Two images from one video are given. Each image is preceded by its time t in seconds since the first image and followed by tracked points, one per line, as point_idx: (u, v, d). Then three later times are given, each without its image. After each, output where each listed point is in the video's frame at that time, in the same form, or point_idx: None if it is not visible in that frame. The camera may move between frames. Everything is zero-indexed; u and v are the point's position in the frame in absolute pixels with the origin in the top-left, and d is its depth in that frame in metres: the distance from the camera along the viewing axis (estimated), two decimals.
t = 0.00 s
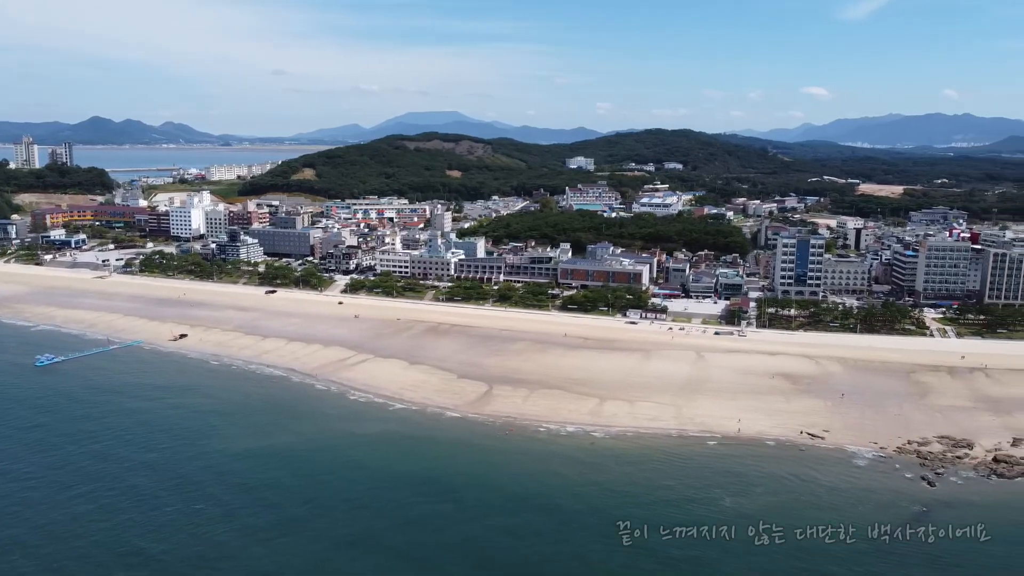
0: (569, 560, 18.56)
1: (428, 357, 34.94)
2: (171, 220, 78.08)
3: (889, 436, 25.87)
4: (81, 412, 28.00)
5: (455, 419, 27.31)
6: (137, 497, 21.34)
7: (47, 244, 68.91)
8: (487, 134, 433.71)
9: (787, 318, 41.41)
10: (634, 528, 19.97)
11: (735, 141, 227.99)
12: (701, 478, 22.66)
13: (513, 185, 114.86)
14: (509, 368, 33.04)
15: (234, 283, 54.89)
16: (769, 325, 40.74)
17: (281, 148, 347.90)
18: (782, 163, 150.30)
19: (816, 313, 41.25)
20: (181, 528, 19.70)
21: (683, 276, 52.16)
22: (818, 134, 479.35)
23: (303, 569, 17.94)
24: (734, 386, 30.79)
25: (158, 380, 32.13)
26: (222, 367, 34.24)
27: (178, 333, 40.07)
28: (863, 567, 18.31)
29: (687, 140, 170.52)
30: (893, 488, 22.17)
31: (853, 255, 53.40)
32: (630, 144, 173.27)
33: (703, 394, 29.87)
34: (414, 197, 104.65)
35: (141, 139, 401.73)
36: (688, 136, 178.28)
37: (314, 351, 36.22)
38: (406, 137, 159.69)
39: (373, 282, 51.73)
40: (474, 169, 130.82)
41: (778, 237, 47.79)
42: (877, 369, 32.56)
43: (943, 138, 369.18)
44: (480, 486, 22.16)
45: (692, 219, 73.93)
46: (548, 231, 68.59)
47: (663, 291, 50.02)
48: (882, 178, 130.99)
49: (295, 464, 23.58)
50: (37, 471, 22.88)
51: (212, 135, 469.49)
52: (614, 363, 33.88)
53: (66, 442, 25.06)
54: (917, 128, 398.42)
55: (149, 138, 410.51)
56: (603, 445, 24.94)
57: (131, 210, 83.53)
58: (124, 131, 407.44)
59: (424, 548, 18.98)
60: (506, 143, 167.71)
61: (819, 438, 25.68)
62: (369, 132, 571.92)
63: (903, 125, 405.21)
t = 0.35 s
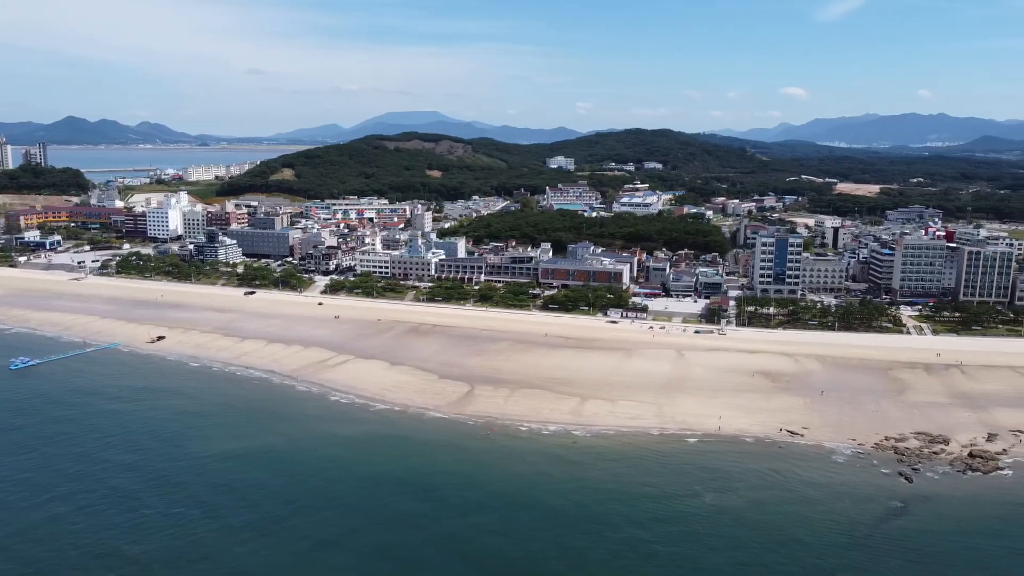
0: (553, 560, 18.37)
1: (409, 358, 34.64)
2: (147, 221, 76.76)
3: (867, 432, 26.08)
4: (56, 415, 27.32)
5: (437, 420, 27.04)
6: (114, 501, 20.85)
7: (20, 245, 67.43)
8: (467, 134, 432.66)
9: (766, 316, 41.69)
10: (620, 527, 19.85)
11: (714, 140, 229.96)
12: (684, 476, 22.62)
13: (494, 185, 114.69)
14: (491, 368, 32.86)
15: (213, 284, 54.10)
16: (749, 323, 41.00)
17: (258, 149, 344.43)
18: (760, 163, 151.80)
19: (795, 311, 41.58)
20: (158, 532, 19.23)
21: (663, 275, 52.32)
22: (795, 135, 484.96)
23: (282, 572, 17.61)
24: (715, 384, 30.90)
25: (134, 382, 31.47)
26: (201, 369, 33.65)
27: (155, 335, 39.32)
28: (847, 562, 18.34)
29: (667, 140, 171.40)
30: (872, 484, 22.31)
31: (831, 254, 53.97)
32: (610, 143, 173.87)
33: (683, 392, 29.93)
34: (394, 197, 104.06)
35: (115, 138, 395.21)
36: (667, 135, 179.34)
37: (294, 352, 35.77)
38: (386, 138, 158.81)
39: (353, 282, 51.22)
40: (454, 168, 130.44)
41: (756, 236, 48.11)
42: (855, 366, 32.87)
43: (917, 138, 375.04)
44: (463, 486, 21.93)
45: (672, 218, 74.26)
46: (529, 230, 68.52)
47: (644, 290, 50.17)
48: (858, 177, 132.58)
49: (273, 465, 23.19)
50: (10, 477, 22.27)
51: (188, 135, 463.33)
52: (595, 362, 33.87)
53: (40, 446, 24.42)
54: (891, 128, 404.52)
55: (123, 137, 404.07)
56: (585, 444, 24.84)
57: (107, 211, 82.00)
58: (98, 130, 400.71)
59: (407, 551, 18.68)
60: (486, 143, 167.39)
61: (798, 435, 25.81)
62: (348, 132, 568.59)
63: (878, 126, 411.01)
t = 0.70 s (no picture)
0: (537, 560, 18.24)
1: (390, 358, 34.34)
2: (124, 222, 75.45)
3: (846, 429, 26.26)
4: (31, 419, 26.70)
5: (418, 420, 26.77)
6: (90, 505, 20.40)
7: None
8: (448, 133, 431.34)
9: (745, 314, 41.97)
10: (603, 527, 19.72)
11: (693, 140, 231.51)
12: (666, 475, 22.57)
13: (474, 185, 114.01)
14: (472, 368, 32.67)
15: (191, 286, 53.29)
16: (729, 322, 41.25)
17: (236, 148, 339.86)
18: (739, 162, 153.09)
19: (773, 309, 41.92)
20: (137, 536, 18.84)
21: (643, 274, 52.44)
22: (772, 135, 490.20)
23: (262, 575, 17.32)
24: (695, 383, 31.02)
25: (111, 385, 30.86)
26: (179, 371, 33.09)
27: (133, 337, 38.61)
28: (829, 557, 18.39)
29: (646, 139, 172.08)
30: (849, 480, 22.41)
31: (809, 252, 54.50)
32: (590, 143, 174.34)
33: (664, 391, 30.00)
34: (374, 197, 103.39)
35: (88, 137, 388.37)
36: (647, 135, 180.28)
37: (274, 353, 35.30)
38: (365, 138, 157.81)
39: (332, 283, 50.71)
40: (434, 168, 129.95)
41: (736, 235, 48.41)
42: (833, 363, 33.17)
43: (892, 138, 380.78)
44: (446, 488, 21.65)
45: (652, 218, 74.52)
46: (509, 230, 68.39)
47: (624, 289, 50.29)
48: (835, 177, 134.20)
49: (254, 468, 22.84)
50: None
51: (164, 134, 456.63)
52: (576, 361, 33.84)
53: (15, 451, 23.83)
54: (866, 128, 410.37)
55: (97, 136, 397.25)
56: (567, 443, 24.76)
57: (82, 211, 80.45)
58: (71, 130, 393.58)
59: (388, 554, 18.38)
60: (466, 142, 166.99)
61: (777, 433, 25.95)
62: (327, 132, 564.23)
63: (854, 126, 416.61)
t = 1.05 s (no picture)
0: (520, 561, 18.13)
1: (370, 359, 33.98)
2: (99, 223, 74.07)
3: (824, 427, 26.44)
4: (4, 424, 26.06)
5: (398, 421, 26.52)
6: (66, 514, 19.92)
7: None
8: (428, 134, 429.65)
9: (725, 313, 42.20)
10: (586, 526, 19.65)
11: (673, 139, 232.97)
12: (648, 473, 22.54)
13: (454, 185, 113.87)
14: (453, 368, 32.43)
15: (168, 287, 52.43)
16: (709, 320, 41.46)
17: (213, 148, 336.29)
18: (718, 162, 154.27)
19: (753, 308, 42.19)
20: (114, 545, 18.44)
21: (624, 274, 52.50)
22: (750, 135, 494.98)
23: None
24: (676, 381, 31.10)
25: (87, 388, 30.21)
26: (157, 374, 32.51)
27: (110, 339, 37.88)
28: (810, 553, 18.46)
29: (627, 139, 172.76)
30: (829, 477, 22.51)
31: (787, 251, 54.98)
32: (571, 143, 174.60)
33: (645, 390, 30.02)
34: (353, 197, 102.66)
35: (62, 137, 381.50)
36: (627, 135, 180.89)
37: (254, 355, 34.80)
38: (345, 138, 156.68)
39: (312, 284, 50.15)
40: (415, 168, 129.35)
41: (715, 234, 48.66)
42: (811, 361, 33.44)
43: (868, 138, 386.09)
44: (427, 490, 21.43)
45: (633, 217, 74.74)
46: (490, 230, 68.19)
47: (605, 288, 50.35)
48: (813, 177, 135.69)
49: (232, 471, 22.47)
50: None
51: (140, 134, 449.67)
52: (557, 361, 33.76)
53: None
54: (843, 128, 415.86)
55: (70, 136, 390.33)
56: (549, 443, 24.64)
57: (56, 212, 78.85)
58: (43, 129, 386.33)
59: (369, 558, 18.12)
60: (447, 142, 166.46)
61: (757, 430, 26.05)
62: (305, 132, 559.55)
63: (830, 126, 421.79)
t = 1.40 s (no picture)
0: (505, 561, 18.01)
1: (350, 360, 33.64)
2: (75, 224, 72.69)
3: (804, 424, 26.61)
4: None
5: (379, 422, 26.25)
6: (41, 521, 19.47)
7: None
8: (408, 134, 427.76)
9: (705, 312, 42.44)
10: (570, 524, 19.57)
11: (653, 139, 234.36)
12: (630, 471, 22.51)
13: (435, 185, 113.40)
14: (435, 369, 32.20)
15: (146, 289, 51.58)
16: (689, 319, 41.68)
17: (190, 149, 332.50)
18: (698, 162, 155.46)
19: (733, 306, 42.45)
20: (90, 552, 18.05)
21: (605, 273, 52.57)
22: (729, 135, 499.43)
23: None
24: (656, 380, 31.19)
25: (63, 391, 29.59)
26: (134, 376, 31.94)
27: (86, 341, 37.16)
28: (793, 548, 18.56)
29: (607, 139, 173.16)
30: (809, 473, 22.63)
31: (767, 250, 55.43)
32: (551, 142, 174.74)
33: (627, 389, 30.06)
34: (333, 197, 101.86)
35: (34, 136, 374.10)
36: (607, 134, 181.59)
37: (233, 356, 34.31)
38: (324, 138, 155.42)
39: (292, 284, 49.59)
40: (395, 168, 128.69)
41: (695, 233, 48.90)
42: (790, 359, 33.70)
43: (844, 138, 391.08)
44: (409, 491, 21.22)
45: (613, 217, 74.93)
46: (471, 230, 67.97)
47: (586, 288, 50.41)
48: (791, 176, 137.03)
49: (211, 475, 22.10)
50: None
51: (114, 134, 442.48)
52: (538, 360, 33.69)
53: None
54: (819, 129, 421.08)
55: (43, 135, 382.96)
56: (531, 442, 24.53)
57: (30, 213, 77.22)
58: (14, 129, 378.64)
59: (351, 560, 17.88)
60: (428, 142, 165.73)
61: (737, 428, 26.15)
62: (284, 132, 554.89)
63: (808, 126, 426.66)
